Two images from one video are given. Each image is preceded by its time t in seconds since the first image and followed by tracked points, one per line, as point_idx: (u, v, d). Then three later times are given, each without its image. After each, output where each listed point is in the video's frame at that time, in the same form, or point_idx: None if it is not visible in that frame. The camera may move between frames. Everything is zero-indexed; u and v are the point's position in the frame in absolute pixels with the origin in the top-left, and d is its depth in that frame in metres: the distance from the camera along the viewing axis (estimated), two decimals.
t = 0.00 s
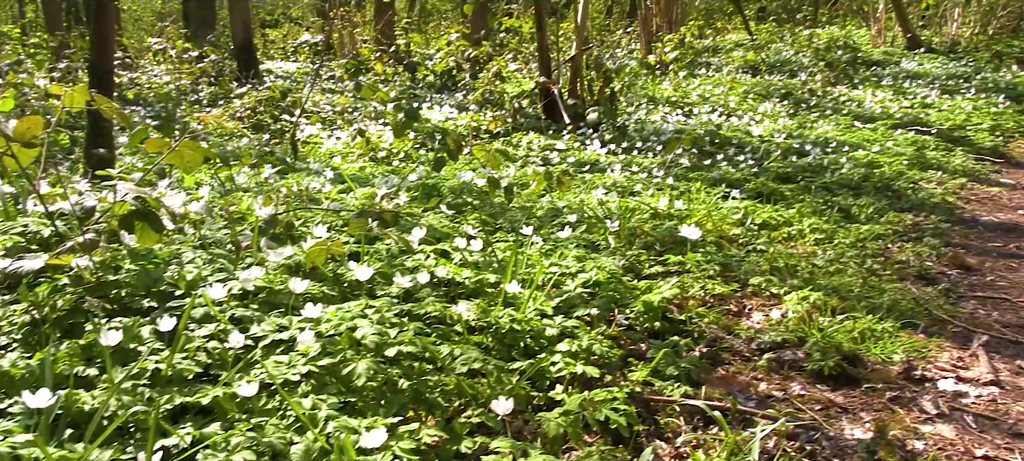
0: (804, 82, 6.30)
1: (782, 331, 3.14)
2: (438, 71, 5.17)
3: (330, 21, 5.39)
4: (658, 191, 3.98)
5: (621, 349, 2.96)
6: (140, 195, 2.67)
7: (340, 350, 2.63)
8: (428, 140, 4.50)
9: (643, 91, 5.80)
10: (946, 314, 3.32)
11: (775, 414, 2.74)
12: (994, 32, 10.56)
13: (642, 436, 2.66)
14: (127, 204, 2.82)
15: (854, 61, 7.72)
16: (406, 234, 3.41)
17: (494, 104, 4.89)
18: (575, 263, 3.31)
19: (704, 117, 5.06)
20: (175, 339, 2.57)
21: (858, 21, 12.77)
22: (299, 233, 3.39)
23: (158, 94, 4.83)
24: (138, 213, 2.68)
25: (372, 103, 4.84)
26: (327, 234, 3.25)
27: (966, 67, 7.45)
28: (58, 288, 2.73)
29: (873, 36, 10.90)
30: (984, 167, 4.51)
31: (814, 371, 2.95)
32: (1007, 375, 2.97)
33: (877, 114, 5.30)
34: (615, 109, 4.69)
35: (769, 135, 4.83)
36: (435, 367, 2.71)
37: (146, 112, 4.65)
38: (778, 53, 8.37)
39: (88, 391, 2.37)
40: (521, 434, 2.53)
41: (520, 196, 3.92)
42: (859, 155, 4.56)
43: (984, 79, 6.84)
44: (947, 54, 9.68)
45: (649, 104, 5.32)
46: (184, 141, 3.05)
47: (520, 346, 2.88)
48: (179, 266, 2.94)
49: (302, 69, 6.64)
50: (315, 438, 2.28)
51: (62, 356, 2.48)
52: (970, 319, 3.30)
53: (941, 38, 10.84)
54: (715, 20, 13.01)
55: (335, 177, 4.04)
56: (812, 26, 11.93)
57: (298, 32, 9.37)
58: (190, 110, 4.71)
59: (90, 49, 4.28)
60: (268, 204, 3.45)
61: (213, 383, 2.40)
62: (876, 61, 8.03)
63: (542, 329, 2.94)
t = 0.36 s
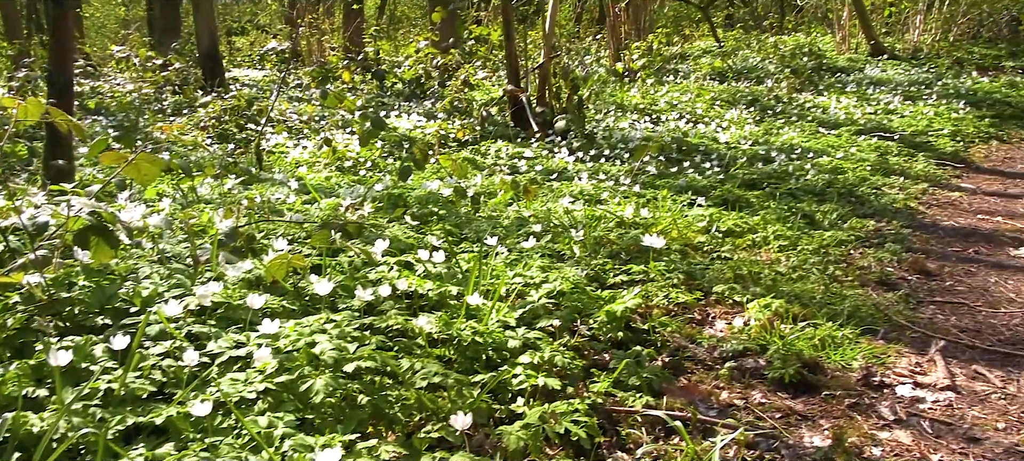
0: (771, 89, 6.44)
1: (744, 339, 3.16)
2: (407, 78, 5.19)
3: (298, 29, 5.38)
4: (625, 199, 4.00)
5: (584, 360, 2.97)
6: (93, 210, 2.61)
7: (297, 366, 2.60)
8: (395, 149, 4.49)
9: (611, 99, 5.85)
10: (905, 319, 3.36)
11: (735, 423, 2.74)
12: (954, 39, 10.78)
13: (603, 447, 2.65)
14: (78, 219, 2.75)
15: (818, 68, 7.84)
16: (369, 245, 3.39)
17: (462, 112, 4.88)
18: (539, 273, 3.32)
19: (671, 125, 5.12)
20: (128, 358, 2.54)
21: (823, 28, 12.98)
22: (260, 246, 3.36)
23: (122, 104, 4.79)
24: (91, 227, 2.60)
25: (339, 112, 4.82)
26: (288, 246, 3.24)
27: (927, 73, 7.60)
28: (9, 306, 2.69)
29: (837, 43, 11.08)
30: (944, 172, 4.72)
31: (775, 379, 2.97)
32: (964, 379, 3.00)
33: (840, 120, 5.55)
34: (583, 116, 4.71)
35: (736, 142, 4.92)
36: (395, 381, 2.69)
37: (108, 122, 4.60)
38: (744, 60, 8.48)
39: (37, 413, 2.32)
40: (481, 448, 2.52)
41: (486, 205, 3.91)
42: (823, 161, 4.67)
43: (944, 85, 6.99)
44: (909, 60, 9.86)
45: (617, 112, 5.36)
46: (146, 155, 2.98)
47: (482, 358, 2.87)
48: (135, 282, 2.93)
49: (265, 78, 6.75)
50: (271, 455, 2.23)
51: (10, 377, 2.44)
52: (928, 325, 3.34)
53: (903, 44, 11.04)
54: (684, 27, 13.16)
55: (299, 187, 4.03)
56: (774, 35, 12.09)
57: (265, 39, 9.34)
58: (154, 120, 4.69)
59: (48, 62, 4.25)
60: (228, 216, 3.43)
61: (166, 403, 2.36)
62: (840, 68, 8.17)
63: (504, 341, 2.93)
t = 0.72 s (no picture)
0: (737, 97, 6.55)
1: (707, 349, 3.18)
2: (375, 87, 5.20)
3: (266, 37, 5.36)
4: (592, 209, 4.03)
5: (547, 373, 2.97)
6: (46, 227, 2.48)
7: (255, 384, 2.58)
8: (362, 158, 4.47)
9: (579, 107, 5.90)
10: (866, 327, 3.40)
11: (696, 434, 2.75)
12: (916, 46, 11.00)
13: None
14: (32, 236, 2.60)
15: (784, 76, 7.95)
16: (333, 259, 3.38)
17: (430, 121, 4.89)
18: (503, 285, 3.32)
19: (639, 133, 5.19)
20: (81, 378, 2.51)
21: (790, 36, 13.19)
22: (222, 261, 3.34)
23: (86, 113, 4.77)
24: (45, 245, 2.48)
25: (307, 121, 4.81)
26: (249, 261, 3.23)
27: (890, 81, 7.73)
28: None
29: (804, 51, 11.24)
30: (907, 179, 4.81)
31: (736, 389, 2.98)
32: (921, 386, 3.03)
33: (806, 127, 5.64)
34: (551, 125, 4.73)
35: (703, 150, 4.99)
36: (355, 398, 2.67)
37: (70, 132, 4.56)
38: (712, 68, 8.58)
39: None
40: None
41: (452, 215, 3.92)
42: (789, 169, 4.75)
43: (907, 93, 7.12)
44: (873, 68, 10.04)
45: (585, 121, 5.41)
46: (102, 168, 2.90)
47: (445, 373, 2.86)
48: (92, 299, 2.90)
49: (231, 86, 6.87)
50: None
51: None
52: (888, 332, 3.38)
53: (868, 52, 11.22)
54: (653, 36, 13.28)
55: (264, 199, 4.03)
56: (742, 43, 12.27)
57: (232, 48, 9.32)
58: (118, 131, 4.67)
59: (8, 71, 4.12)
60: (189, 230, 3.40)
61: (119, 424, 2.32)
62: (806, 76, 8.29)
63: (467, 355, 2.92)
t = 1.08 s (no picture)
0: (703, 107, 6.67)
1: (669, 361, 3.20)
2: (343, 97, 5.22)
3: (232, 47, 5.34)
4: (558, 220, 4.05)
5: (509, 388, 2.97)
6: None
7: (212, 405, 2.54)
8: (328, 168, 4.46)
9: (547, 117, 5.96)
10: (827, 336, 3.44)
11: (657, 448, 2.75)
12: (879, 56, 11.18)
13: None
14: None
15: (750, 86, 8.05)
16: (295, 273, 3.36)
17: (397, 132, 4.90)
18: (466, 299, 3.32)
19: (606, 143, 5.27)
20: (34, 401, 2.46)
21: (756, 46, 13.39)
22: (181, 277, 3.29)
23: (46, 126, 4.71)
24: None
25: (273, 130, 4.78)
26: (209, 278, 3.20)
27: (854, 90, 7.85)
28: None
29: (770, 61, 11.36)
30: (869, 187, 4.92)
31: (698, 401, 2.99)
32: (879, 396, 3.05)
33: (771, 137, 5.76)
34: (518, 135, 4.75)
35: (669, 160, 5.05)
36: (315, 417, 2.65)
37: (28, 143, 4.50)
38: (679, 78, 8.66)
39: None
40: None
41: (418, 228, 3.92)
42: (753, 178, 4.84)
43: (870, 102, 7.24)
44: (837, 78, 10.19)
45: (554, 131, 5.48)
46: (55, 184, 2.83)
47: (406, 389, 2.85)
48: (47, 319, 2.85)
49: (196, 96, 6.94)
50: None
51: None
52: (849, 341, 3.41)
53: (831, 63, 11.33)
54: (623, 47, 13.40)
55: (228, 211, 4.03)
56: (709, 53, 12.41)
57: (198, 57, 9.28)
58: (80, 143, 4.62)
59: None
60: (148, 247, 3.37)
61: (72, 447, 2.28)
62: (771, 86, 8.41)
63: (428, 371, 2.92)
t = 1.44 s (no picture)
0: (668, 117, 6.82)
1: (630, 376, 3.21)
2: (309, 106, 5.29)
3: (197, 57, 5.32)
4: (522, 232, 4.08)
5: (469, 405, 2.96)
6: None
7: (166, 428, 2.49)
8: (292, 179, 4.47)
9: (514, 128, 6.01)
10: (786, 348, 3.48)
11: None
12: (839, 66, 11.41)
13: None
14: None
15: (714, 97, 8.19)
16: (256, 290, 3.33)
17: (362, 145, 4.91)
18: (428, 314, 3.31)
19: (572, 155, 5.34)
20: None
21: (720, 57, 13.58)
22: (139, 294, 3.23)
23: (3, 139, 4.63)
24: None
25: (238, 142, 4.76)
26: (167, 295, 3.11)
27: (815, 101, 7.99)
28: None
29: (733, 72, 11.48)
30: (830, 197, 5.06)
31: (657, 415, 3.00)
32: (835, 407, 3.07)
33: (735, 148, 5.90)
34: (484, 147, 4.79)
35: (634, 171, 5.15)
36: (271, 438, 2.60)
37: None
38: (644, 89, 8.76)
39: None
40: None
41: (382, 242, 3.92)
42: (716, 188, 4.95)
43: (831, 112, 7.37)
44: (799, 88, 10.35)
45: (520, 142, 5.56)
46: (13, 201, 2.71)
47: (365, 407, 2.82)
48: None
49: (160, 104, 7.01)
50: None
51: None
52: (807, 352, 3.45)
53: (794, 73, 11.48)
54: (590, 58, 13.52)
55: (188, 225, 4.00)
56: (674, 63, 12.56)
57: (161, 68, 9.27)
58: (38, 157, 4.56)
59: None
60: (103, 264, 3.25)
61: None
62: (735, 96, 8.53)
63: (388, 388, 2.89)
